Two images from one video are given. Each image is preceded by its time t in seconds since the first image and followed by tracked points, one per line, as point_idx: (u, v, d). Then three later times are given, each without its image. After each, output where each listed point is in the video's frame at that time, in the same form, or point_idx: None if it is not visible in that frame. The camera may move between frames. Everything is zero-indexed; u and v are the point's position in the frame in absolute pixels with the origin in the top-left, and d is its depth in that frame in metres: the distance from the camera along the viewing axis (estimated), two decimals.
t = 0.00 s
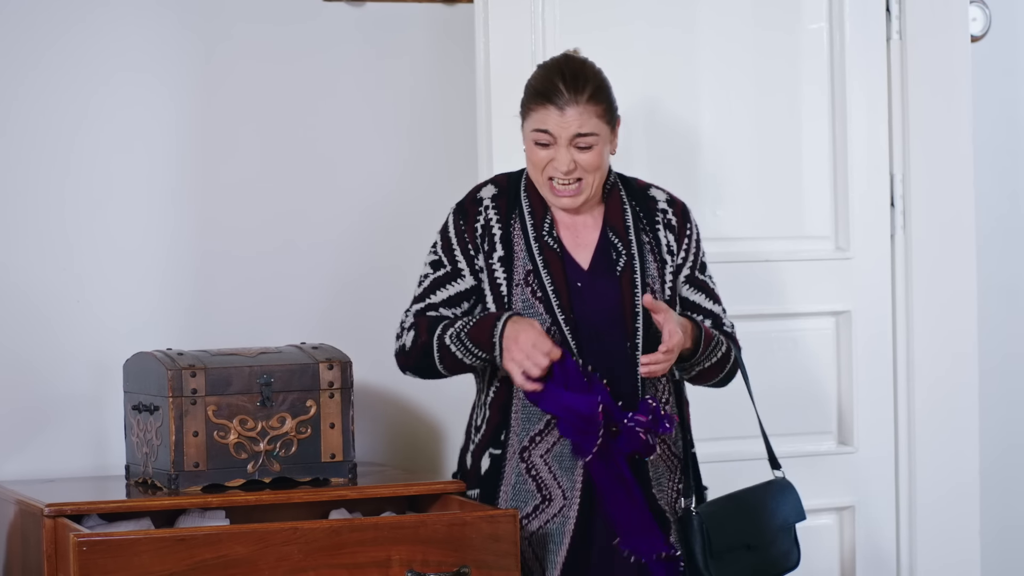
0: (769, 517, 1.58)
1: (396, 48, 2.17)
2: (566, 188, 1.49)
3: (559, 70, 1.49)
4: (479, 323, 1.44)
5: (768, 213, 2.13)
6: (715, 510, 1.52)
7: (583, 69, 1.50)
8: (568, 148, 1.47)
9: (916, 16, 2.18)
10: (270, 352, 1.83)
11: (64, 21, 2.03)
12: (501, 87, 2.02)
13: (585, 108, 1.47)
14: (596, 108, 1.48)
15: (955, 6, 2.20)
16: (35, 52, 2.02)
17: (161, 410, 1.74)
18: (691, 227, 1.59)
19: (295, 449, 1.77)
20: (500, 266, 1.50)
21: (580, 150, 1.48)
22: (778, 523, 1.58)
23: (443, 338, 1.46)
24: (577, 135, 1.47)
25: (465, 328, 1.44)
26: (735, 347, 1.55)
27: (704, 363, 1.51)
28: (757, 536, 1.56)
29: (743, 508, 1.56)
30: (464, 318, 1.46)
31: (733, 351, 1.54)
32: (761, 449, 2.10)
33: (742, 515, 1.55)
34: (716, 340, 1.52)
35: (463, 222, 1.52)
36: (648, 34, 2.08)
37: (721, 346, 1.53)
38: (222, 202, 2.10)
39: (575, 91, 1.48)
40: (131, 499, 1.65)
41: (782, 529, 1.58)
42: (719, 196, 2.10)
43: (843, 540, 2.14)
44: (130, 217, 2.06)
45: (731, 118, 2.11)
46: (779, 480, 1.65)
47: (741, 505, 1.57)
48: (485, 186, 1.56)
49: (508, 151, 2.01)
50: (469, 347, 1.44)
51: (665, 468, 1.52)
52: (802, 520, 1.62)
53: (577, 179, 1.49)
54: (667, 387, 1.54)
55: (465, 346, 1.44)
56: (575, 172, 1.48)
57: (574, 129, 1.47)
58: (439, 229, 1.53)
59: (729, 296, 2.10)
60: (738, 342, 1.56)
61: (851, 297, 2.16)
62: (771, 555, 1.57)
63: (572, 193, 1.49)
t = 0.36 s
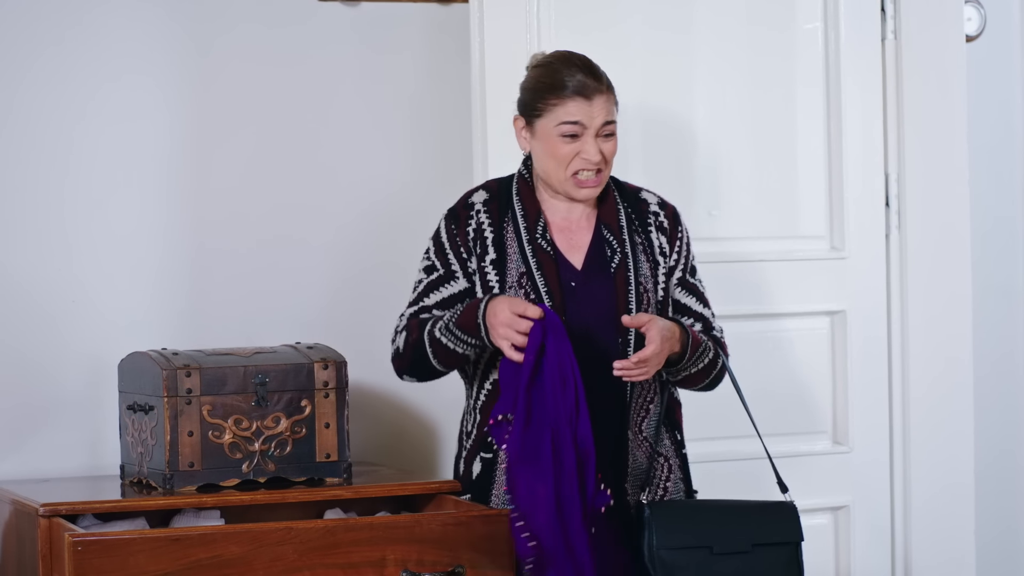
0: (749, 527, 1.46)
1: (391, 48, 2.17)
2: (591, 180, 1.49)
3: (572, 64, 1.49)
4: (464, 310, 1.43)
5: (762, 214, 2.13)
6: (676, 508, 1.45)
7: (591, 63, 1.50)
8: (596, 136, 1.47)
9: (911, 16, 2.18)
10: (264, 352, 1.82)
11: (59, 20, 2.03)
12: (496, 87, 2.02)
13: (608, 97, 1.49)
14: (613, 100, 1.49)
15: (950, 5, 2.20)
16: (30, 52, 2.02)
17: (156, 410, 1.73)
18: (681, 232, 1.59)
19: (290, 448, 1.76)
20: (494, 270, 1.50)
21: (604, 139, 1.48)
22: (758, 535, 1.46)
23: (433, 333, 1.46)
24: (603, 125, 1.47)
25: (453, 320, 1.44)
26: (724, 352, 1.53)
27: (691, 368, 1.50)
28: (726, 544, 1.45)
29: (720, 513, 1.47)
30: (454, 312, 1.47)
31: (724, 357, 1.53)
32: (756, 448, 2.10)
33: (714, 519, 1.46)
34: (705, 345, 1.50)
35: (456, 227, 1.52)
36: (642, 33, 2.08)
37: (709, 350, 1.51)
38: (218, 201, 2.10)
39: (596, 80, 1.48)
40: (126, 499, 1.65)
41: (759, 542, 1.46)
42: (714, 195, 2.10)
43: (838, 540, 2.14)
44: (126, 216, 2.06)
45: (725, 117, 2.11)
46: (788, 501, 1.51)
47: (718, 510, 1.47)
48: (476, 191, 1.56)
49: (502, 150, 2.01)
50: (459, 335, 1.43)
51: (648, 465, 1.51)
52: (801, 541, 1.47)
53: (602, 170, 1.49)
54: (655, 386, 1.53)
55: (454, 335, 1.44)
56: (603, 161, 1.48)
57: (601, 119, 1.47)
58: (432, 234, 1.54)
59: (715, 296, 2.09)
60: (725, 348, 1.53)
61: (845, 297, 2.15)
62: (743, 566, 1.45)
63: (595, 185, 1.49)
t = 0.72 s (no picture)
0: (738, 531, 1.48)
1: (389, 46, 2.17)
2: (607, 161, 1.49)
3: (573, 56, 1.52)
4: (469, 351, 1.44)
5: (759, 213, 2.13)
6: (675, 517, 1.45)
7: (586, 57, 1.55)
8: (606, 121, 1.50)
9: (909, 14, 2.18)
10: (261, 352, 1.82)
11: (57, 19, 2.03)
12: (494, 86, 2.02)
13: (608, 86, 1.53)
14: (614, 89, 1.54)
15: (948, 4, 2.20)
16: (27, 50, 2.02)
17: (153, 409, 1.73)
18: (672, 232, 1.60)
19: (287, 447, 1.76)
20: (491, 276, 1.49)
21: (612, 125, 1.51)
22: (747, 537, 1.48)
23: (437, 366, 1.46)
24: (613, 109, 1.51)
25: (457, 357, 1.45)
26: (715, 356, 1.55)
27: (683, 372, 1.51)
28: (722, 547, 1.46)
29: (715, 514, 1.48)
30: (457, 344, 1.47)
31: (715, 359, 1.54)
32: (752, 448, 2.11)
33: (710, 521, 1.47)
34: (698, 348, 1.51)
35: (448, 234, 1.51)
36: (640, 31, 2.07)
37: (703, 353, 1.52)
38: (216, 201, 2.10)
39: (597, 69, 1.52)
40: (123, 498, 1.64)
41: (749, 545, 1.48)
42: (711, 194, 2.10)
43: (835, 539, 2.14)
44: (123, 216, 2.06)
45: (722, 117, 2.11)
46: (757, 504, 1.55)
47: (713, 510, 1.48)
48: (467, 196, 1.55)
49: (500, 149, 2.01)
50: (463, 377, 1.44)
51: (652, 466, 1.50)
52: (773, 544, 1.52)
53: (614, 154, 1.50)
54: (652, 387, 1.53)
55: (460, 376, 1.44)
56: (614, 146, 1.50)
57: (610, 103, 1.51)
58: (422, 243, 1.53)
59: (704, 296, 2.09)
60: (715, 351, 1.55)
61: (842, 296, 2.15)
62: (734, 568, 1.47)
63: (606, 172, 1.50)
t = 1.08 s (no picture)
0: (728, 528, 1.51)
1: (382, 45, 2.17)
2: (550, 188, 1.48)
3: (535, 71, 1.47)
4: (455, 343, 1.44)
5: (752, 213, 2.13)
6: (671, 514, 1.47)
7: (559, 68, 1.48)
8: (551, 151, 1.46)
9: (901, 14, 2.18)
10: (254, 352, 1.82)
11: (50, 18, 2.03)
12: (488, 85, 2.02)
13: (570, 109, 1.46)
14: (578, 106, 1.47)
15: (941, 3, 2.20)
16: (20, 50, 2.02)
17: (146, 409, 1.71)
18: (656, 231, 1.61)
19: (280, 447, 1.75)
20: (474, 275, 1.49)
21: (562, 152, 1.47)
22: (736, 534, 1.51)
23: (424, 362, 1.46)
24: (561, 136, 1.46)
25: (444, 351, 1.45)
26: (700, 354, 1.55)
27: (668, 371, 1.51)
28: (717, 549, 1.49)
29: (710, 514, 1.51)
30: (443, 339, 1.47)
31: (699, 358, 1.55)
32: (744, 447, 2.11)
33: (706, 522, 1.49)
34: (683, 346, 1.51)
35: (432, 234, 1.51)
36: (633, 30, 2.07)
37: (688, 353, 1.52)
38: (209, 201, 2.10)
39: (556, 92, 1.46)
40: (116, 498, 1.63)
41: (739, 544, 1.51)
42: (703, 194, 2.10)
43: (828, 539, 2.14)
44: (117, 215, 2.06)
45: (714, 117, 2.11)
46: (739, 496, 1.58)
47: (707, 511, 1.50)
48: (450, 196, 1.55)
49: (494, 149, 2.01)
50: (450, 369, 1.44)
51: (641, 467, 1.50)
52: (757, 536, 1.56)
53: (562, 180, 1.48)
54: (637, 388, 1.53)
55: (447, 369, 1.44)
56: (559, 174, 1.47)
57: (559, 130, 1.45)
58: (407, 244, 1.52)
59: (692, 295, 2.09)
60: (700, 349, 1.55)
61: (835, 296, 2.16)
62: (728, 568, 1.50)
63: (553, 196, 1.49)
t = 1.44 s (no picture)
0: (720, 522, 1.56)
1: (373, 43, 2.17)
2: (528, 196, 1.48)
3: (512, 81, 1.47)
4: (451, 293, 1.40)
5: (744, 212, 2.13)
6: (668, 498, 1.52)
7: (536, 77, 1.48)
8: (528, 159, 1.46)
9: (894, 14, 2.18)
10: (247, 352, 1.79)
11: (44, 16, 2.03)
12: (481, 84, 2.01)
13: (546, 117, 1.46)
14: (555, 116, 1.47)
15: (934, 4, 2.20)
16: (13, 48, 2.02)
17: (138, 409, 1.70)
18: (639, 223, 1.60)
19: (273, 447, 1.73)
20: (459, 274, 1.49)
21: (540, 159, 1.47)
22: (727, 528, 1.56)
23: (423, 328, 1.42)
24: (538, 145, 1.45)
25: (441, 306, 1.41)
26: (680, 341, 1.51)
27: (646, 357, 1.48)
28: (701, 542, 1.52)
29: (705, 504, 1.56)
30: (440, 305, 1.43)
31: (679, 344, 1.50)
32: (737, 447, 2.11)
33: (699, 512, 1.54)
34: (657, 333, 1.48)
35: (420, 233, 1.51)
36: (626, 29, 2.07)
37: (666, 340, 1.49)
38: (203, 200, 2.10)
39: (532, 100, 1.45)
40: (109, 499, 1.61)
41: (731, 536, 1.55)
42: (696, 193, 2.10)
43: (821, 539, 2.14)
44: (110, 214, 2.06)
45: (706, 117, 2.11)
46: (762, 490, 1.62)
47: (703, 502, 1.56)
48: (436, 196, 1.55)
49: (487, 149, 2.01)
50: (451, 319, 1.39)
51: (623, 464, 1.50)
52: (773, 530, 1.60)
53: (540, 188, 1.48)
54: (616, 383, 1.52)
55: (445, 323, 1.40)
56: (537, 181, 1.47)
57: (536, 139, 1.45)
58: (397, 245, 1.52)
59: (684, 295, 2.09)
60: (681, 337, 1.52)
61: (828, 295, 2.16)
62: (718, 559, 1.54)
63: (532, 202, 1.49)
